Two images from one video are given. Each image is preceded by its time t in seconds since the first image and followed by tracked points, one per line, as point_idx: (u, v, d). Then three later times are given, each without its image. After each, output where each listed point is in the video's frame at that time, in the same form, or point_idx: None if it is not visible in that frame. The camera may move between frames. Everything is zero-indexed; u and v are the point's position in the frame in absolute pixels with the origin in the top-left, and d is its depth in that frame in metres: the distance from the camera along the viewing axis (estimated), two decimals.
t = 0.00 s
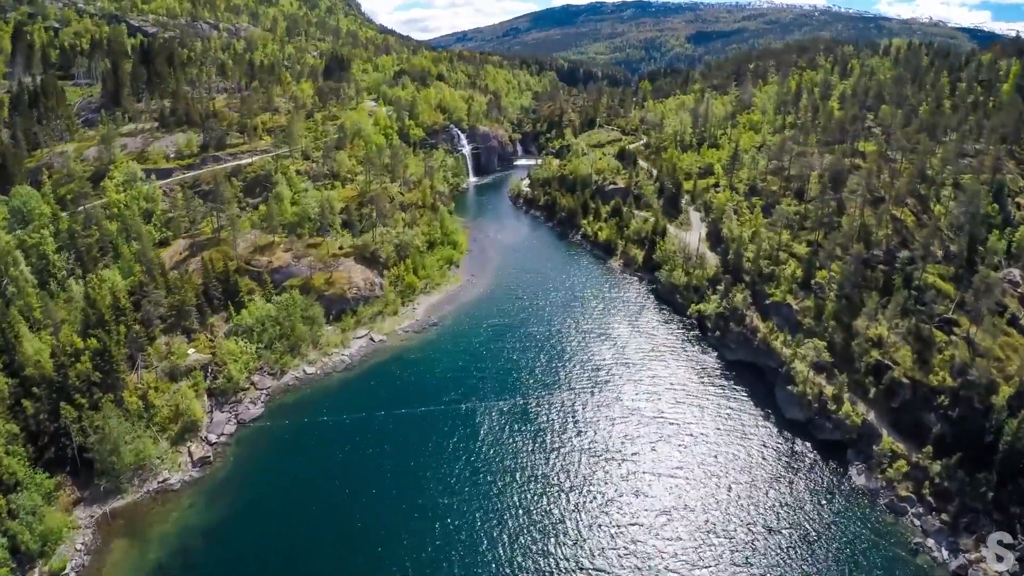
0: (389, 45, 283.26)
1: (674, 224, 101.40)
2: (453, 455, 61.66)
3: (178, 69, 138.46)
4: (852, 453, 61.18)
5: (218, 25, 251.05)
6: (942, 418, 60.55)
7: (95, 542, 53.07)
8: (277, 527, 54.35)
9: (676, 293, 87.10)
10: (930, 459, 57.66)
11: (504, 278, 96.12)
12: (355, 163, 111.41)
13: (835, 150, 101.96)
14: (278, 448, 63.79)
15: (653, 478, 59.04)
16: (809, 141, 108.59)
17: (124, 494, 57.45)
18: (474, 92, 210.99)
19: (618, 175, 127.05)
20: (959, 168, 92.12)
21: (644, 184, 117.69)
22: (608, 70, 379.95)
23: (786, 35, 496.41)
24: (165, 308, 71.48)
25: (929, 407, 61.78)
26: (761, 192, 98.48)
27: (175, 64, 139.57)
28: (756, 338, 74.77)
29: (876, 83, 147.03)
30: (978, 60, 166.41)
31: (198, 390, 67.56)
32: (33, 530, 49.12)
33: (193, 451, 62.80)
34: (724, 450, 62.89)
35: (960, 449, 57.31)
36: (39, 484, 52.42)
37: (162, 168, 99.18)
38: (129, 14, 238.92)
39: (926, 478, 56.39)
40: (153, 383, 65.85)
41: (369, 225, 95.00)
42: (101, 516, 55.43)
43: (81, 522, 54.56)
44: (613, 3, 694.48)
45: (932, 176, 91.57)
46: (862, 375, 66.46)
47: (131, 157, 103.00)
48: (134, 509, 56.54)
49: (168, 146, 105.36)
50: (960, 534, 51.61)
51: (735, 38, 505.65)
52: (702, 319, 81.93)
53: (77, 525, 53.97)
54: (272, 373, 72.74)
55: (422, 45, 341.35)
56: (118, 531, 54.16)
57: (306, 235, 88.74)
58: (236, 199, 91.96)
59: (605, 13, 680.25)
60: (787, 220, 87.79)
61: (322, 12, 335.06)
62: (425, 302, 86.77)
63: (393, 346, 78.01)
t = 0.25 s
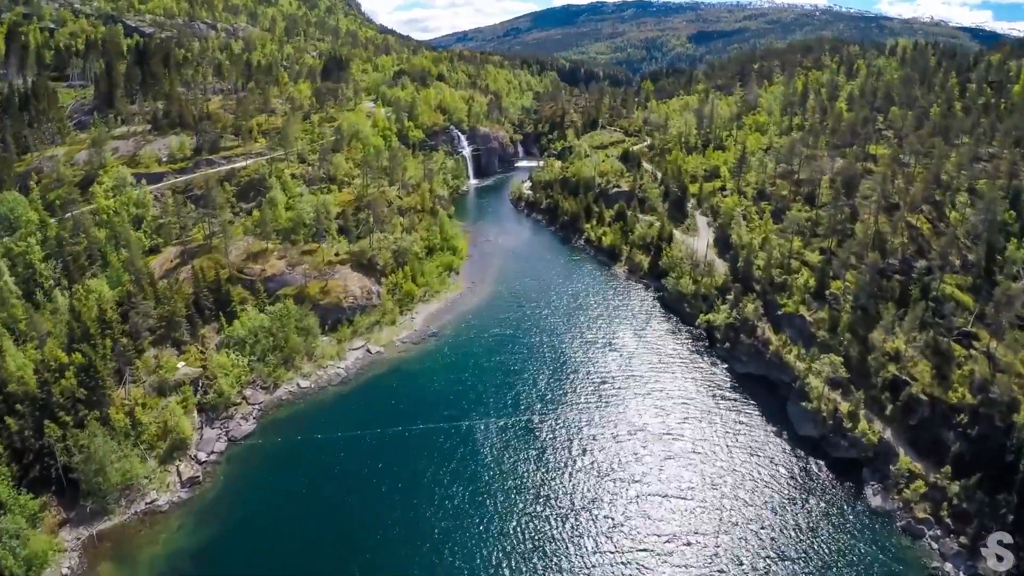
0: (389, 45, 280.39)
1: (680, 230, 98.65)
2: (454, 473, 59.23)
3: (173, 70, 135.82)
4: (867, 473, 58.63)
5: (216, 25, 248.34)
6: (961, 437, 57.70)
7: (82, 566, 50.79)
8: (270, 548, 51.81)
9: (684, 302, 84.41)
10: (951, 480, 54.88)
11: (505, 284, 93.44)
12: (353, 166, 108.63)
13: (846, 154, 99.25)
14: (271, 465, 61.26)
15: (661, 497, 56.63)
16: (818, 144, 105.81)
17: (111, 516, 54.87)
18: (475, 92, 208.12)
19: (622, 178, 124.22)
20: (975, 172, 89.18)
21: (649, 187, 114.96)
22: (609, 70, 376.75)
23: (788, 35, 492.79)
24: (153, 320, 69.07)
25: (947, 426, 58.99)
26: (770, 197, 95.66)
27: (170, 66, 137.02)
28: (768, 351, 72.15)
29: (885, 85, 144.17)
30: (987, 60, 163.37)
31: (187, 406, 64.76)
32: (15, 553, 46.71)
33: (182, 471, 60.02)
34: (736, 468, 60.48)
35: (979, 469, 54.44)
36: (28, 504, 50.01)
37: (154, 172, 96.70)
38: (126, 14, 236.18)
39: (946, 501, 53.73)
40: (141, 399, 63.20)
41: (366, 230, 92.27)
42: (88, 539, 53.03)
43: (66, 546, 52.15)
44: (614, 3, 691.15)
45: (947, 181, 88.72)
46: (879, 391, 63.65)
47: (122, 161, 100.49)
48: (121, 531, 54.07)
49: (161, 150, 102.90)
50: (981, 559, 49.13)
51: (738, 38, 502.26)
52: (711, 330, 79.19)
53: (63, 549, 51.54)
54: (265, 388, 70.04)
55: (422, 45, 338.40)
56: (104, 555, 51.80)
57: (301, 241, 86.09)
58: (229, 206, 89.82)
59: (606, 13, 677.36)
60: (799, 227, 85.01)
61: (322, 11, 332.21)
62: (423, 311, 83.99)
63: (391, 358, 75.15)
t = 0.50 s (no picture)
0: (389, 45, 277.15)
1: (688, 236, 95.50)
2: (455, 497, 56.11)
3: (166, 71, 132.81)
4: (885, 497, 55.45)
5: (213, 25, 245.16)
6: (983, 459, 54.81)
7: None
8: None
9: (693, 313, 81.26)
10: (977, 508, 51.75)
11: (508, 293, 90.21)
12: (349, 170, 105.47)
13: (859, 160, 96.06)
14: (262, 488, 58.13)
15: (673, 522, 53.50)
16: (830, 148, 102.44)
17: (95, 542, 51.84)
18: (475, 93, 204.86)
19: (627, 181, 120.91)
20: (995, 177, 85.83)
21: (655, 191, 111.67)
22: (611, 70, 373.20)
23: (790, 34, 489.06)
24: (140, 334, 66.16)
25: (969, 447, 55.97)
26: (781, 203, 92.41)
27: (163, 67, 134.02)
28: (783, 367, 69.02)
29: (895, 86, 140.87)
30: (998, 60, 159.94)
31: (174, 425, 61.68)
32: None
33: (168, 494, 56.74)
34: (750, 489, 57.34)
35: (1004, 495, 52.35)
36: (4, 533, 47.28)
37: (144, 178, 93.73)
38: (122, 14, 232.91)
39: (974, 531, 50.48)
40: (125, 419, 60.07)
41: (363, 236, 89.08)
42: (72, 566, 50.12)
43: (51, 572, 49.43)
44: (615, 3, 687.58)
45: (965, 187, 85.47)
46: (898, 411, 60.56)
47: (112, 166, 97.69)
48: (106, 558, 51.08)
49: (151, 155, 99.96)
50: None
51: (740, 37, 498.44)
52: (723, 343, 75.95)
53: None
54: (256, 405, 66.77)
55: (422, 45, 334.87)
56: None
57: (295, 248, 82.96)
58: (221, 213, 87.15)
59: (608, 13, 673.63)
60: (812, 235, 81.76)
61: (322, 12, 329.23)
62: (422, 321, 80.81)
63: (388, 374, 71.86)
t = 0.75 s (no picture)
0: (388, 45, 274.26)
1: (695, 242, 92.67)
2: (455, 520, 53.42)
3: (161, 72, 130.11)
4: (903, 520, 52.77)
5: (212, 25, 242.35)
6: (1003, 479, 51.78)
7: None
8: None
9: (702, 324, 78.60)
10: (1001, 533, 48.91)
11: (510, 301, 87.49)
12: (346, 173, 102.75)
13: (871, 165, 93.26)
14: (254, 509, 55.44)
15: (683, 548, 50.68)
16: (840, 151, 99.59)
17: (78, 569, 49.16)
18: (476, 94, 202.08)
19: (631, 184, 117.94)
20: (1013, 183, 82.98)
21: (659, 195, 108.82)
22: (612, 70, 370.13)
23: (792, 34, 485.82)
24: (127, 348, 63.58)
25: (989, 466, 53.00)
26: (791, 208, 89.57)
27: (157, 69, 131.30)
28: (796, 382, 66.19)
29: (904, 87, 137.88)
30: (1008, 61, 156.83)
31: (162, 444, 58.78)
32: None
33: (155, 517, 53.99)
34: (764, 512, 54.52)
35: None
36: None
37: (135, 183, 90.98)
38: (119, 14, 229.98)
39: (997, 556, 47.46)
40: (111, 437, 57.20)
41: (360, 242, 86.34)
42: None
43: None
44: (616, 3, 684.57)
45: (983, 193, 82.56)
46: (916, 429, 57.76)
47: (102, 170, 95.02)
48: None
49: (143, 158, 97.16)
50: None
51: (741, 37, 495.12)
52: (732, 355, 73.22)
53: None
54: (248, 422, 64.10)
55: (422, 44, 331.87)
56: None
57: (290, 255, 80.20)
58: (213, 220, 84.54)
59: (609, 12, 670.54)
60: (824, 242, 78.95)
61: (322, 11, 326.54)
62: (420, 331, 78.06)
63: (385, 388, 69.16)
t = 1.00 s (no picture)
0: (388, 45, 270.62)
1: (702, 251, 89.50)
2: (454, 550, 50.12)
3: (153, 73, 126.85)
4: (923, 548, 49.76)
5: (209, 24, 238.74)
6: None
7: None
8: None
9: (712, 338, 75.39)
10: None
11: (512, 311, 84.16)
12: (342, 178, 99.61)
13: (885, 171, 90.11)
14: (242, 536, 52.20)
15: None
16: (852, 155, 96.33)
17: None
18: (477, 94, 198.72)
19: (635, 188, 114.55)
20: None
21: (665, 200, 105.58)
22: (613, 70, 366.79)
23: (794, 34, 482.35)
24: (111, 363, 60.39)
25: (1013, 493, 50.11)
26: (803, 216, 86.32)
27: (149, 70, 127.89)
28: (812, 402, 63.01)
29: (915, 88, 134.61)
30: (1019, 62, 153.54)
31: (147, 467, 55.49)
32: None
33: (139, 544, 50.75)
34: (782, 542, 51.23)
35: None
36: None
37: (124, 189, 87.78)
38: (115, 13, 226.22)
39: None
40: (93, 461, 53.85)
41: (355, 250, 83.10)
42: None
43: None
44: (617, 3, 681.19)
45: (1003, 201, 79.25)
46: (938, 452, 54.55)
47: (90, 175, 91.86)
48: None
49: (132, 163, 93.86)
50: None
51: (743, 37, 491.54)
52: (743, 371, 70.06)
53: None
54: (237, 442, 60.93)
55: (421, 44, 328.30)
56: None
57: (282, 264, 76.97)
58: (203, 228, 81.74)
59: (610, 12, 666.94)
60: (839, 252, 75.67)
61: (321, 11, 323.09)
62: (417, 343, 74.89)
63: (381, 405, 65.99)
